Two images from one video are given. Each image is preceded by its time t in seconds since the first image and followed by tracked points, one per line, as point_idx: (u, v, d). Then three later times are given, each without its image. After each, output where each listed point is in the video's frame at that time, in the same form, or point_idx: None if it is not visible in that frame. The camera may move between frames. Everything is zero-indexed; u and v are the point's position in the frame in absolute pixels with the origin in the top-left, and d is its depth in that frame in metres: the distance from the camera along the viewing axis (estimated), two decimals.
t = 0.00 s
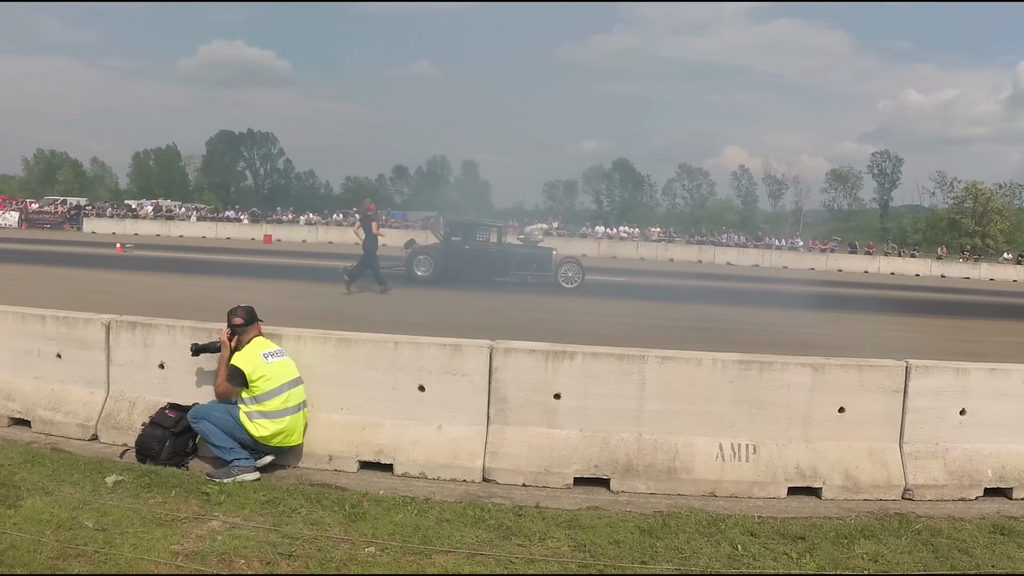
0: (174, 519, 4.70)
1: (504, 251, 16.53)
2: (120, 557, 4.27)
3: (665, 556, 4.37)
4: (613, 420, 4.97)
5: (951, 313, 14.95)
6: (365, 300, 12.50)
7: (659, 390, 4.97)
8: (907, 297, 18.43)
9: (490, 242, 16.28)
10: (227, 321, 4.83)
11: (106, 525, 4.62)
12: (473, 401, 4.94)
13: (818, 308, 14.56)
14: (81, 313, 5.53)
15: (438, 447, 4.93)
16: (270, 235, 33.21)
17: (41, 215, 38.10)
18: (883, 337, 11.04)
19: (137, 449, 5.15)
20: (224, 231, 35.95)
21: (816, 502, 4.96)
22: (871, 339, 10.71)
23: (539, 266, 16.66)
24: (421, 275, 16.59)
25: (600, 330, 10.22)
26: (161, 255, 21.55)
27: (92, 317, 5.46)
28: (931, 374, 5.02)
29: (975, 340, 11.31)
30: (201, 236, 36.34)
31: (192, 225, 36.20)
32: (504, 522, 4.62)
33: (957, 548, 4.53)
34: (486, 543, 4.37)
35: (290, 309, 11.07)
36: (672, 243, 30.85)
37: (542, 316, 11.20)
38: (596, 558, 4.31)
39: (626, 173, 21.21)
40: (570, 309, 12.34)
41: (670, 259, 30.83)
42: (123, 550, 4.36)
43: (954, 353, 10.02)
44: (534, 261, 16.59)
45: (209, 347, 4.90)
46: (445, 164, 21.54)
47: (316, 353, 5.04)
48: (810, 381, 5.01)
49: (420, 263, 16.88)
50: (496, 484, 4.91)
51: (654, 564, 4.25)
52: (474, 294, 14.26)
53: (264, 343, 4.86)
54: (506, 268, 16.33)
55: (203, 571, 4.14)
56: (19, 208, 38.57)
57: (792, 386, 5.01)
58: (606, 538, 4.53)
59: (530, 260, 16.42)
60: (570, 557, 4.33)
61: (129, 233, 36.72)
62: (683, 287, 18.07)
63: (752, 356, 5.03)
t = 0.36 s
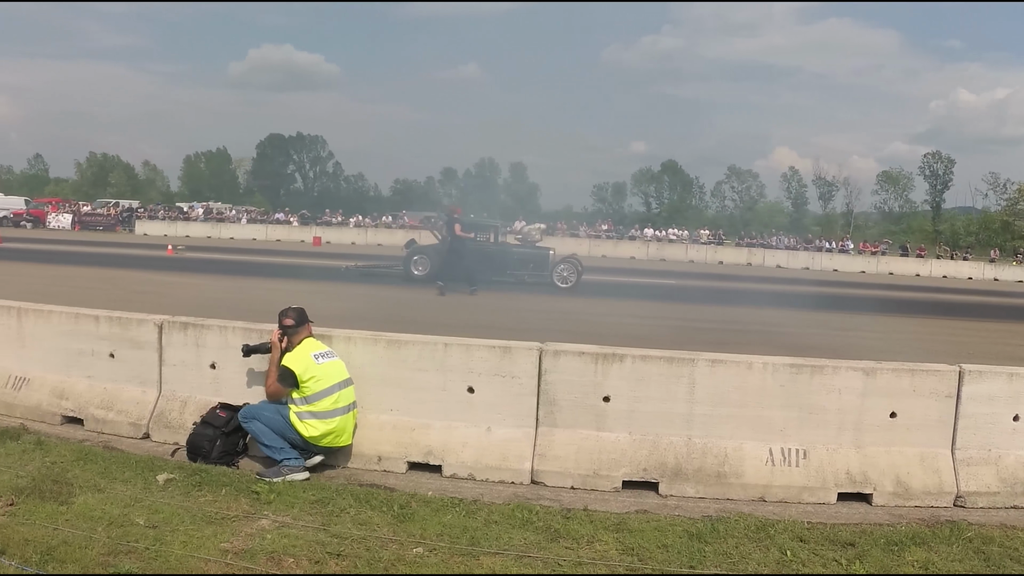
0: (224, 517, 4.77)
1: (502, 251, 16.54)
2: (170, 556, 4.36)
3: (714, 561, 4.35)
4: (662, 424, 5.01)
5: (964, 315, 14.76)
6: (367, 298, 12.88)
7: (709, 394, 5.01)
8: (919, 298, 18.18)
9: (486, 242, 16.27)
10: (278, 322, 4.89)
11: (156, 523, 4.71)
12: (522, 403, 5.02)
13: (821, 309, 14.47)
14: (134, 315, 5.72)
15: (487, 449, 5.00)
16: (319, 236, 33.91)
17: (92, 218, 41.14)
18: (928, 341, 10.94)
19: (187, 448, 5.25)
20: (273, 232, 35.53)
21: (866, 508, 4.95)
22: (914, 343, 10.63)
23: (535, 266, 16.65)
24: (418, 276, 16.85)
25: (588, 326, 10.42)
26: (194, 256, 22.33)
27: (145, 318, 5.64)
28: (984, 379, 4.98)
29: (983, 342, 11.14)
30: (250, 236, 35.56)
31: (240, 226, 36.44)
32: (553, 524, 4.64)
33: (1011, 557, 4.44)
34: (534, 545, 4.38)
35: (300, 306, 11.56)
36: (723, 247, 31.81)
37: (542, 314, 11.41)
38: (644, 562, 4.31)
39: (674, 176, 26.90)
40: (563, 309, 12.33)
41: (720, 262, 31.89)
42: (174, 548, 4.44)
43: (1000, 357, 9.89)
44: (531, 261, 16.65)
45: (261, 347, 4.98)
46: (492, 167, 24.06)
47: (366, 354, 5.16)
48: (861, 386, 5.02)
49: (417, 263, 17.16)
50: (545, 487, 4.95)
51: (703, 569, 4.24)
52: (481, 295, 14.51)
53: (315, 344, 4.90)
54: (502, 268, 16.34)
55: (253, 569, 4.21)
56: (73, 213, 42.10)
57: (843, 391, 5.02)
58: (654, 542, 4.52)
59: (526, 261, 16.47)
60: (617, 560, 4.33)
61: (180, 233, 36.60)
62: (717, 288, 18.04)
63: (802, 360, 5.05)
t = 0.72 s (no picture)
0: (270, 517, 4.81)
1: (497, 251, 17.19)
2: (215, 555, 4.39)
3: (759, 567, 4.33)
4: (708, 428, 5.07)
5: (978, 319, 14.53)
6: (370, 296, 13.43)
7: (755, 398, 5.07)
8: (947, 301, 17.95)
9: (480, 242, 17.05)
10: (325, 325, 4.91)
11: (202, 522, 4.77)
12: (568, 406, 5.10)
13: (820, 310, 14.56)
14: (181, 316, 5.94)
15: (533, 452, 5.08)
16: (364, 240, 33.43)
17: (139, 220, 43.40)
18: (968, 345, 10.83)
19: (234, 448, 5.35)
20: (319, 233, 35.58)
21: (914, 515, 4.94)
22: (953, 346, 10.54)
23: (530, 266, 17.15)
24: (413, 275, 17.66)
25: (577, 325, 10.61)
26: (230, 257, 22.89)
27: (192, 319, 5.85)
28: None
29: (989, 345, 10.99)
30: (297, 240, 35.34)
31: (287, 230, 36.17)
32: (597, 528, 4.66)
33: None
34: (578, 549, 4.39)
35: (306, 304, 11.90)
36: (768, 249, 32.23)
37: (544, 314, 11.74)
38: (689, 567, 4.30)
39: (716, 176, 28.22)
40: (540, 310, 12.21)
41: (764, 264, 32.36)
42: (220, 547, 4.49)
43: None
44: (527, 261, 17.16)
45: (307, 350, 5.04)
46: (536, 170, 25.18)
47: (410, 355, 5.30)
48: (909, 391, 5.03)
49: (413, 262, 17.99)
50: (589, 490, 5.01)
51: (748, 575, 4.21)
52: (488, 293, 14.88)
53: (361, 346, 4.92)
54: (496, 268, 17.03)
55: (299, 570, 4.24)
56: (119, 214, 44.38)
57: (891, 396, 5.04)
58: (699, 547, 4.52)
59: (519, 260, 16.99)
60: (662, 565, 4.33)
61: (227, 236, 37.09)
62: (751, 291, 17.95)
63: (849, 365, 5.08)
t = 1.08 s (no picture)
0: (311, 518, 4.85)
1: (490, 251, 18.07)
2: (258, 555, 4.43)
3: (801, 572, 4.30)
4: (750, 433, 5.15)
5: (975, 320, 14.43)
6: (384, 296, 13.81)
7: (798, 402, 5.13)
8: (975, 304, 17.92)
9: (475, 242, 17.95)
10: (368, 328, 5.08)
11: (244, 522, 4.81)
12: (610, 410, 5.21)
13: (813, 310, 14.74)
14: (223, 319, 6.09)
15: (574, 455, 5.19)
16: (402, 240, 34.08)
17: (182, 222, 44.35)
18: (1001, 347, 10.86)
19: (276, 450, 5.43)
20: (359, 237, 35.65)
21: (957, 521, 4.98)
22: (984, 349, 10.60)
23: (522, 266, 17.88)
24: (409, 274, 18.45)
25: (589, 327, 10.89)
26: (260, 259, 23.32)
27: (235, 322, 6.00)
28: None
29: (981, 346, 10.93)
30: (339, 242, 35.95)
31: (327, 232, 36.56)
32: (640, 532, 4.71)
33: None
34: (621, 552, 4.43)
35: (318, 304, 12.31)
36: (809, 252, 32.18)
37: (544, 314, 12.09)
38: (731, 571, 4.30)
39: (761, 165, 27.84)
40: (571, 309, 12.99)
41: (806, 268, 32.23)
42: (262, 547, 4.52)
43: None
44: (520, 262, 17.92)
45: (348, 353, 5.22)
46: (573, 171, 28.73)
47: (452, 359, 5.42)
48: (953, 396, 5.08)
49: (409, 263, 18.81)
50: (630, 493, 5.10)
51: None
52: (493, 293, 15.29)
53: (402, 349, 5.06)
54: (489, 267, 17.86)
55: (342, 570, 4.27)
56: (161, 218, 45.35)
57: (934, 401, 5.09)
58: (740, 552, 4.51)
59: (512, 261, 17.77)
60: (704, 569, 4.32)
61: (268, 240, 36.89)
62: (780, 293, 18.03)
63: (892, 369, 5.14)
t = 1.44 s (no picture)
0: (350, 519, 4.88)
1: (484, 252, 18.67)
2: (298, 556, 4.45)
3: None
4: (791, 438, 5.22)
5: (962, 321, 14.38)
6: (417, 298, 14.04)
7: (839, 407, 5.18)
8: (1006, 307, 17.74)
9: (470, 244, 18.53)
10: (408, 330, 5.23)
11: (284, 523, 4.84)
12: (649, 413, 5.32)
13: (802, 310, 14.93)
14: (263, 321, 6.24)
15: (613, 458, 5.29)
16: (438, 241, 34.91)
17: (220, 226, 44.92)
18: None
19: (316, 451, 5.50)
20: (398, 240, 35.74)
21: (1000, 528, 4.97)
22: (1016, 352, 10.56)
23: (516, 267, 18.54)
24: (405, 274, 19.17)
25: (621, 329, 11.06)
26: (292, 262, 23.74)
27: (275, 324, 6.14)
28: None
29: (962, 346, 10.90)
30: (376, 244, 35.88)
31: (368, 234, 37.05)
32: (679, 537, 4.72)
33: None
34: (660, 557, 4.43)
35: (321, 305, 12.74)
36: (850, 256, 31.95)
37: (517, 313, 12.36)
38: None
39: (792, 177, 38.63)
40: (569, 309, 13.31)
41: (846, 272, 32.01)
42: (302, 548, 4.54)
43: None
44: (513, 262, 18.58)
45: (389, 355, 5.45)
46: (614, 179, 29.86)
47: (491, 361, 5.60)
48: (995, 401, 5.05)
49: (405, 263, 19.48)
50: (669, 498, 5.19)
51: None
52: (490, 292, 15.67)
53: (442, 352, 5.27)
54: (484, 268, 18.49)
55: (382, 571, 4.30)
56: (201, 220, 46.00)
57: (977, 407, 5.08)
58: (780, 557, 4.48)
59: (507, 262, 18.40)
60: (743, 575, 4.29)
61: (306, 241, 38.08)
62: (811, 296, 17.95)
63: (935, 374, 5.14)
